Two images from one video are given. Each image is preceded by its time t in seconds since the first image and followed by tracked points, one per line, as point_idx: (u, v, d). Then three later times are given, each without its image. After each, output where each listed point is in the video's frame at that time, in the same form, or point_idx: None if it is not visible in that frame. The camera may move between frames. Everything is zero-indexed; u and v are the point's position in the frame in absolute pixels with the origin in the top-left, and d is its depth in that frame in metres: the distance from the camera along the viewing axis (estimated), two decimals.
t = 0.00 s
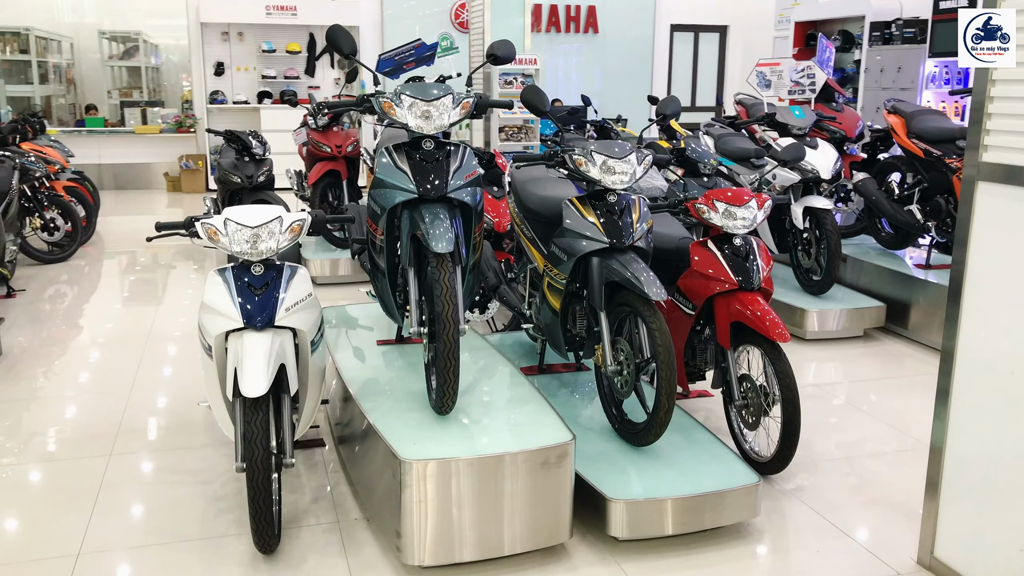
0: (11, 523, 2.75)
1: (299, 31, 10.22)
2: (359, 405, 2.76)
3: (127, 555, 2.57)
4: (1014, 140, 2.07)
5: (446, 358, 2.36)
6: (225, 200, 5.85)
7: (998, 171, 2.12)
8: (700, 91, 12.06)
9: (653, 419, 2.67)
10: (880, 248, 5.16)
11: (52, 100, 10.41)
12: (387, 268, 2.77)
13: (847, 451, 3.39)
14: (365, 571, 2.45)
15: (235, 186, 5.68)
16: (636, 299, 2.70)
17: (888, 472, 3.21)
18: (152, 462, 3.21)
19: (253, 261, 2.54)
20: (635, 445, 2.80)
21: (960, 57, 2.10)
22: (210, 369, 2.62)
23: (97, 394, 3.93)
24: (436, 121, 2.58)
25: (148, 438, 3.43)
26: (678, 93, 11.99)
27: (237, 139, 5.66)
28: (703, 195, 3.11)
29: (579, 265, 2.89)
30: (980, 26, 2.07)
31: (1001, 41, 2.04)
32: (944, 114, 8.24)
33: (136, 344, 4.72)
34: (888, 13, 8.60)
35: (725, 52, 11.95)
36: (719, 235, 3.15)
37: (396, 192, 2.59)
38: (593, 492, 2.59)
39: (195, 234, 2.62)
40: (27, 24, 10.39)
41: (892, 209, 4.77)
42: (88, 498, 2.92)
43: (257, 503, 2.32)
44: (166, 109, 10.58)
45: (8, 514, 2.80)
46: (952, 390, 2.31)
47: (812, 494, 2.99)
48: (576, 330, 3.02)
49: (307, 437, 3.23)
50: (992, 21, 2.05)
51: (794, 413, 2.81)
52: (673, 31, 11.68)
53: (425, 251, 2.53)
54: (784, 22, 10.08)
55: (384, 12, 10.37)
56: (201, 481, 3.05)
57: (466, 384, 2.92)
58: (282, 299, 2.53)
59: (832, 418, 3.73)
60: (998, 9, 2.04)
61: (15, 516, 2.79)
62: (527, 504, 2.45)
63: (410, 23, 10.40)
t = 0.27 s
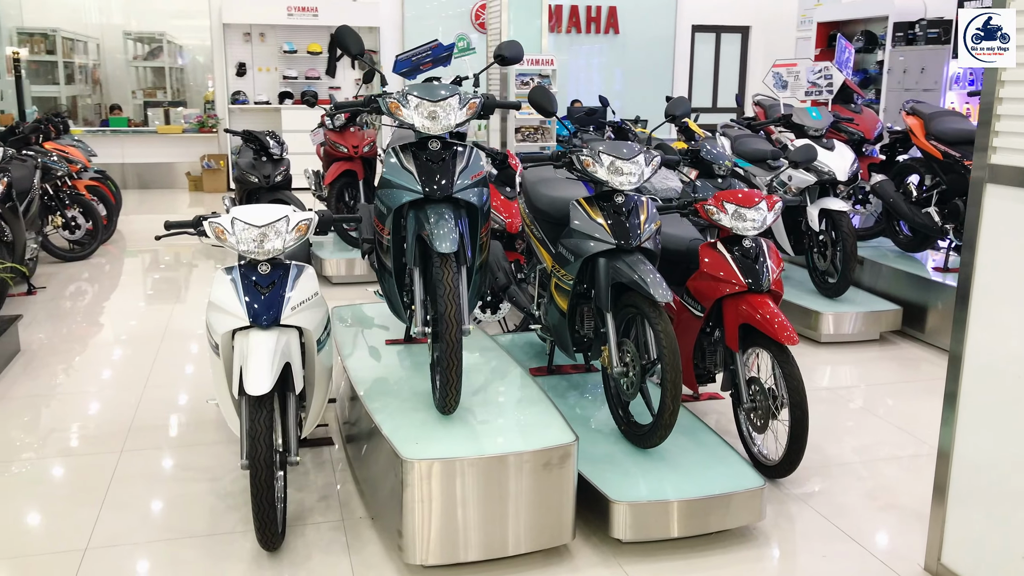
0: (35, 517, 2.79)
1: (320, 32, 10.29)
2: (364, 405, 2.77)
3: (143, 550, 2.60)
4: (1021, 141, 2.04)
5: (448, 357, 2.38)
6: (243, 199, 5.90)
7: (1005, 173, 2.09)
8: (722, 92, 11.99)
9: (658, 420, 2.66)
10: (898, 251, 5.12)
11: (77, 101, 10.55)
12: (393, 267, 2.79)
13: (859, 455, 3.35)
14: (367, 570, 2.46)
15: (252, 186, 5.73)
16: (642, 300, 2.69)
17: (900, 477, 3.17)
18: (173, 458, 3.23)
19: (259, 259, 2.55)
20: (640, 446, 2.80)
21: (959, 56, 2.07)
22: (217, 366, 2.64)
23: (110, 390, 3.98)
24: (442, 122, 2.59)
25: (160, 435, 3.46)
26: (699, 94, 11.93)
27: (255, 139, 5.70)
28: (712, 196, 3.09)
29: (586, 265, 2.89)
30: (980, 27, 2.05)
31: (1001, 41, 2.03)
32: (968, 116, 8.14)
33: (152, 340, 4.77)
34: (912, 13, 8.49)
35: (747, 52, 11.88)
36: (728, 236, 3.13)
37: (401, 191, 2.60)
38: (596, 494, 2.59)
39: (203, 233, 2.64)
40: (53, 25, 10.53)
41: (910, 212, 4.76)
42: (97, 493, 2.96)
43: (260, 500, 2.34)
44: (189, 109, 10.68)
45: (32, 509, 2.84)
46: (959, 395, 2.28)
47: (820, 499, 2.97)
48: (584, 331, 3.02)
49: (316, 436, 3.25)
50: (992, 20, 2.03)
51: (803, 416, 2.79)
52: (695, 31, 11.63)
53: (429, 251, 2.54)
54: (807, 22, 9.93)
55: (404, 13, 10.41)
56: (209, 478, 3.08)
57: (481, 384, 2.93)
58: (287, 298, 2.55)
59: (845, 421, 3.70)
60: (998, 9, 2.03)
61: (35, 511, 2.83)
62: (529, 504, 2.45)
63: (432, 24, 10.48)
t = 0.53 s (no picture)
0: (54, 513, 2.83)
1: (338, 32, 10.34)
2: (370, 404, 2.79)
3: (156, 546, 2.63)
4: None
5: (452, 357, 2.39)
6: (258, 198, 5.94)
7: (1011, 175, 2.07)
8: (741, 93, 11.94)
9: (663, 422, 2.66)
10: (913, 253, 5.10)
11: (99, 101, 10.68)
12: (400, 267, 2.80)
13: (868, 459, 3.33)
14: (371, 569, 2.48)
15: (268, 186, 5.77)
16: (648, 301, 2.69)
17: (909, 482, 3.15)
18: (190, 456, 3.26)
19: (266, 259, 2.57)
20: (646, 448, 2.80)
21: (959, 56, 2.07)
22: (224, 365, 2.66)
23: (124, 386, 4.03)
24: (449, 123, 2.60)
25: (172, 432, 3.49)
26: (718, 95, 11.87)
27: (270, 139, 5.73)
28: (721, 197, 3.08)
29: (592, 266, 2.89)
30: (980, 27, 2.05)
31: (1002, 41, 2.02)
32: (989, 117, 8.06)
33: (166, 338, 4.82)
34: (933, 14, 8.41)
35: (766, 53, 11.82)
36: (737, 238, 3.12)
37: (407, 192, 2.62)
38: (599, 495, 2.59)
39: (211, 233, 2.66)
40: (76, 27, 10.67)
41: (925, 214, 4.74)
42: (107, 489, 3.00)
43: (264, 498, 2.36)
44: (209, 110, 10.78)
45: (52, 504, 2.88)
46: (966, 400, 2.26)
47: (827, 502, 2.95)
48: (591, 332, 3.03)
49: (324, 435, 3.27)
50: (992, 20, 2.03)
51: (809, 420, 2.78)
52: (713, 32, 11.59)
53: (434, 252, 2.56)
54: (826, 23, 9.85)
55: (422, 14, 10.45)
56: (217, 475, 3.11)
57: (493, 384, 2.94)
58: (294, 298, 2.56)
59: (856, 425, 3.67)
60: (998, 9, 2.03)
61: (50, 506, 2.87)
62: (531, 505, 2.45)
63: (452, 25, 10.49)
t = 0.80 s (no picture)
0: (69, 510, 2.85)
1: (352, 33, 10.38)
2: (373, 403, 2.80)
3: (159, 544, 2.64)
4: None
5: (453, 357, 2.40)
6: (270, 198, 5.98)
7: (1016, 176, 2.05)
8: (755, 93, 11.89)
9: (665, 424, 2.66)
10: (925, 255, 5.08)
11: (116, 101, 10.77)
12: (404, 266, 2.82)
13: (876, 461, 3.31)
14: (372, 568, 2.49)
15: (279, 185, 5.81)
16: (651, 302, 2.68)
17: (916, 485, 3.13)
18: (202, 454, 3.28)
19: (270, 258, 2.58)
20: (648, 449, 2.80)
21: (959, 56, 2.05)
22: (229, 362, 2.67)
23: (134, 384, 4.06)
24: (453, 123, 2.60)
25: (179, 430, 3.51)
26: (733, 95, 11.82)
27: (282, 139, 5.75)
28: (727, 198, 3.07)
29: (597, 267, 2.89)
30: (980, 27, 2.04)
31: (1001, 41, 2.01)
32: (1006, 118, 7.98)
33: (177, 336, 4.85)
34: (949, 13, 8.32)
35: (781, 53, 11.77)
36: (743, 239, 3.10)
37: (411, 192, 2.62)
38: (601, 496, 2.59)
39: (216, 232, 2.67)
40: (93, 27, 10.75)
41: (936, 215, 4.74)
42: (113, 485, 3.02)
43: (265, 495, 2.38)
44: (224, 110, 10.84)
45: (61, 501, 2.90)
46: (971, 403, 2.23)
47: (832, 505, 2.94)
48: (596, 332, 3.02)
49: (329, 434, 3.28)
50: (992, 20, 2.02)
51: (814, 422, 2.77)
52: (728, 32, 11.55)
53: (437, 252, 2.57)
54: (841, 23, 9.78)
55: (436, 14, 10.47)
56: (223, 472, 3.13)
57: (499, 384, 2.94)
58: (298, 297, 2.58)
59: (864, 427, 3.65)
60: (998, 9, 2.02)
61: (59, 503, 2.89)
62: (532, 504, 2.45)
63: (469, 25, 10.51)
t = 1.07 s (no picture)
0: (80, 506, 2.87)
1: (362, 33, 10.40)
2: (374, 401, 2.82)
3: (162, 540, 2.66)
4: None
5: (453, 356, 2.41)
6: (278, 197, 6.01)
7: (1016, 175, 2.03)
8: (766, 93, 11.85)
9: (665, 423, 2.66)
10: (933, 256, 5.06)
11: (128, 100, 10.83)
12: (407, 265, 2.83)
13: (880, 462, 3.30)
14: (372, 566, 2.50)
15: (286, 184, 5.83)
16: (653, 301, 2.69)
17: (919, 486, 3.11)
18: (212, 452, 3.29)
19: (272, 256, 2.60)
20: (649, 449, 2.80)
21: (959, 56, 2.07)
22: (232, 360, 2.69)
23: (140, 381, 4.08)
24: (455, 122, 2.61)
25: (184, 427, 3.53)
26: (743, 95, 11.80)
27: (290, 139, 5.78)
28: (730, 197, 3.06)
29: (599, 266, 2.89)
30: (980, 27, 2.04)
31: (1001, 41, 2.01)
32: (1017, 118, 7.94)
33: (184, 334, 4.88)
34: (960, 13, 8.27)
35: (792, 53, 11.73)
36: (746, 239, 3.10)
37: (413, 191, 2.63)
38: (601, 495, 2.59)
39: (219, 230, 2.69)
40: (106, 27, 10.82)
41: (944, 216, 4.77)
42: (117, 482, 3.05)
43: (266, 491, 2.39)
44: (234, 109, 10.89)
45: (69, 498, 2.92)
46: (971, 403, 2.21)
47: (834, 506, 2.93)
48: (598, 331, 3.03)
49: (332, 432, 3.30)
50: (992, 20, 2.02)
51: (815, 422, 2.76)
52: (738, 32, 11.52)
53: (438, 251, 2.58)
54: (852, 23, 9.74)
55: (445, 14, 10.48)
56: (225, 470, 3.14)
57: (503, 383, 2.94)
58: (300, 295, 2.59)
59: (867, 428, 3.64)
60: (999, 9, 2.02)
61: (67, 499, 2.92)
62: (532, 503, 2.46)
63: (479, 25, 10.51)
